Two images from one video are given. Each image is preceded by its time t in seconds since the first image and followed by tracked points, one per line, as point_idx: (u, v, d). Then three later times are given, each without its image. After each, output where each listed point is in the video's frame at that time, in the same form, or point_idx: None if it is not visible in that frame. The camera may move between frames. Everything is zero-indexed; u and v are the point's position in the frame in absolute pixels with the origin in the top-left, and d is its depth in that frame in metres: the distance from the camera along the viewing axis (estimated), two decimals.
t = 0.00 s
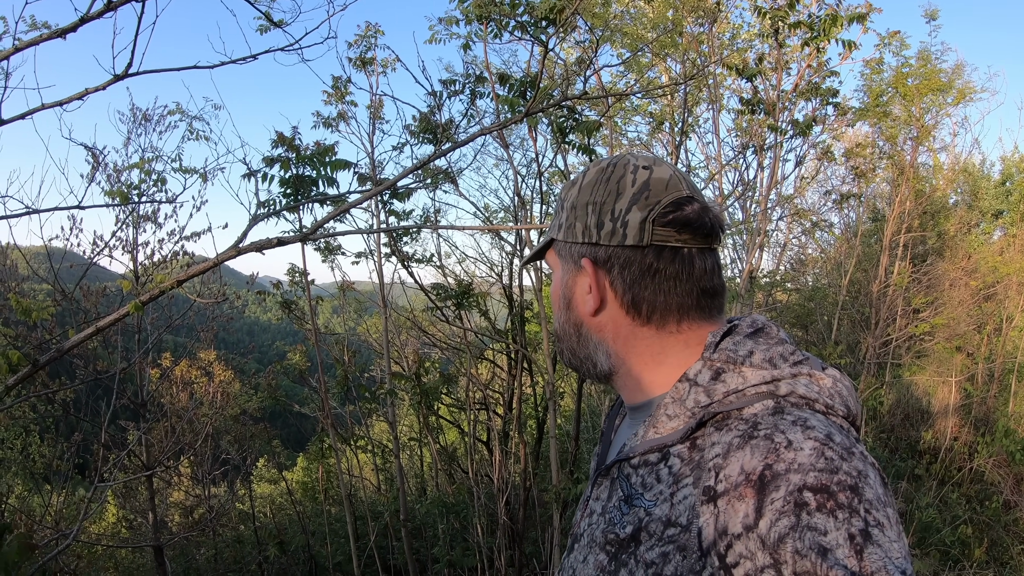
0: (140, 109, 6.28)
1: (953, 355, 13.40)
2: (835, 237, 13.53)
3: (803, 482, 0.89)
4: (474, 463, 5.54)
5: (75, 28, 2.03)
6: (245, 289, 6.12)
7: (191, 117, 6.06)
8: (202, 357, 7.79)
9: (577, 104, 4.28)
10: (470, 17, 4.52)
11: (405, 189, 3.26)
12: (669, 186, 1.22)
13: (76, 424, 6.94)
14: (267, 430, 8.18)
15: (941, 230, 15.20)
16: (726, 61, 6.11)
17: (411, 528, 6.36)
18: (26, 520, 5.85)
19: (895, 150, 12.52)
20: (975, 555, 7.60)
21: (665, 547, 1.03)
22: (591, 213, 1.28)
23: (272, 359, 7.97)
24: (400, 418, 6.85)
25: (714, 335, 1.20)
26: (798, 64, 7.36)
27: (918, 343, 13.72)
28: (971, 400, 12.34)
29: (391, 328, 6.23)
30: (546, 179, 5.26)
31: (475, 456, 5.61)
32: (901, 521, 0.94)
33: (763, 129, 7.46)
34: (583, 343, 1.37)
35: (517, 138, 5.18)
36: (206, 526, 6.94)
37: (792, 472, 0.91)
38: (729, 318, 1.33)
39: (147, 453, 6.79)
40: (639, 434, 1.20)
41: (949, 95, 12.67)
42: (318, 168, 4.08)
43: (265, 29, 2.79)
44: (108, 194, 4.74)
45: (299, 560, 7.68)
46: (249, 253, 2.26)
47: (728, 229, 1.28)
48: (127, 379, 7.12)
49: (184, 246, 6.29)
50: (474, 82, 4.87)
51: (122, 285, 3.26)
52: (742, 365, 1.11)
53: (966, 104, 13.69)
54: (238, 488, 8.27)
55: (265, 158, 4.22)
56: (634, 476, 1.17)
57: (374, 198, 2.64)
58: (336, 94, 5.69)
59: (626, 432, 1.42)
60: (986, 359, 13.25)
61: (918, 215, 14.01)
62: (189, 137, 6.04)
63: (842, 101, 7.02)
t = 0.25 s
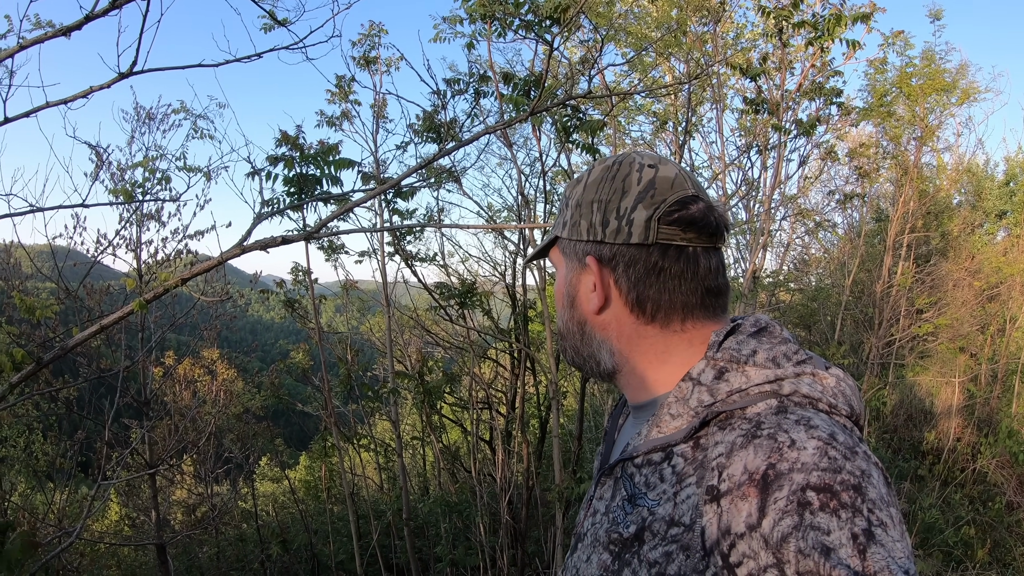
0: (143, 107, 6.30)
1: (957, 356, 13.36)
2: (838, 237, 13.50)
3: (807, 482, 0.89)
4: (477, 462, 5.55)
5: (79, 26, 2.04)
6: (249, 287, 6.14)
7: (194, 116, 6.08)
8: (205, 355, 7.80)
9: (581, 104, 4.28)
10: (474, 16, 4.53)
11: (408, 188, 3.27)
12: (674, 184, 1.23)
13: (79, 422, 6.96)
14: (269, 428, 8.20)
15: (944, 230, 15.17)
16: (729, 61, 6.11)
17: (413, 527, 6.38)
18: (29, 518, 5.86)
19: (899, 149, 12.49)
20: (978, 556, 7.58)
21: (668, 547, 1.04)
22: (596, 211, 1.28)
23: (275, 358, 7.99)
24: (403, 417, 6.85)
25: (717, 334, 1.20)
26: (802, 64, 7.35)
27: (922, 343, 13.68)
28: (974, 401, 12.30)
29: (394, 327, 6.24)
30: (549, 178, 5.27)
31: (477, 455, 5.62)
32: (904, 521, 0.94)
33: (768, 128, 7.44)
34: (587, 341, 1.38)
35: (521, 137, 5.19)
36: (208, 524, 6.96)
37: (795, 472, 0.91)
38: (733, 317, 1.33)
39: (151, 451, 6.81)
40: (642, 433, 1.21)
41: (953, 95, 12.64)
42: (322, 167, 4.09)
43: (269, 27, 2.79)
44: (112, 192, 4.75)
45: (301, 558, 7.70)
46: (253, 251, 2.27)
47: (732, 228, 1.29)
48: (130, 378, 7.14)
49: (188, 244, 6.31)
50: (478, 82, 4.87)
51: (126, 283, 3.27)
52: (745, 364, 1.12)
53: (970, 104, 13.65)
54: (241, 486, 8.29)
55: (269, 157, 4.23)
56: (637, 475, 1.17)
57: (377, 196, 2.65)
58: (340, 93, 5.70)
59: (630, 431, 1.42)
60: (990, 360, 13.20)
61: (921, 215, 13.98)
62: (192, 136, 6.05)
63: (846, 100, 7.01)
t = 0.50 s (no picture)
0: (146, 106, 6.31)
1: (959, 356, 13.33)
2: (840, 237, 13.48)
3: (813, 482, 0.89)
4: (479, 461, 5.55)
5: (83, 24, 2.04)
6: (251, 286, 6.14)
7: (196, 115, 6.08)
8: (207, 353, 7.81)
9: (584, 103, 4.28)
10: (478, 15, 4.53)
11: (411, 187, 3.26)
12: (681, 184, 1.23)
13: (81, 420, 6.96)
14: (271, 427, 8.21)
15: (947, 231, 15.15)
16: (732, 61, 6.10)
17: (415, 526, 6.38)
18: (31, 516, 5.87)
19: (902, 150, 12.47)
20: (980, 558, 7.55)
21: (674, 547, 1.04)
22: (603, 210, 1.28)
23: (276, 357, 7.99)
24: (405, 416, 6.86)
25: (722, 334, 1.20)
26: (804, 64, 7.34)
27: (924, 344, 13.65)
28: (977, 402, 12.27)
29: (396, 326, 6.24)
30: (552, 177, 5.27)
31: (479, 454, 5.62)
32: (910, 522, 0.94)
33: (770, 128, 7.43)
34: (592, 340, 1.38)
35: (523, 137, 5.18)
36: (210, 522, 6.97)
37: (801, 472, 0.91)
38: (738, 317, 1.33)
39: (153, 449, 6.81)
40: (647, 434, 1.21)
41: (956, 96, 12.61)
42: (324, 166, 4.08)
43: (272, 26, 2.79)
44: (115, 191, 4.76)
45: (302, 556, 7.70)
46: (257, 249, 2.27)
47: (738, 228, 1.29)
48: (132, 376, 7.15)
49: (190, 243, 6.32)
50: (480, 81, 4.87)
51: (129, 281, 3.27)
52: (752, 364, 1.12)
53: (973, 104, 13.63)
54: (243, 484, 8.29)
55: (272, 155, 4.23)
56: (643, 475, 1.17)
57: (381, 195, 2.65)
58: (342, 92, 5.71)
59: (636, 431, 1.42)
60: (992, 361, 13.17)
61: (924, 215, 13.95)
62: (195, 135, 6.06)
63: (848, 100, 7.00)
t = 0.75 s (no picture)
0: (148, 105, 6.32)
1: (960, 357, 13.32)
2: (841, 236, 13.49)
3: (814, 484, 0.89)
4: (479, 460, 5.56)
5: (84, 23, 2.04)
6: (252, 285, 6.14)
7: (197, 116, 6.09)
8: (209, 352, 7.82)
9: (585, 103, 4.27)
10: (479, 15, 4.52)
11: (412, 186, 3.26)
12: (682, 184, 1.23)
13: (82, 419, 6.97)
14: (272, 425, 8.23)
15: (948, 232, 15.14)
16: (733, 61, 6.09)
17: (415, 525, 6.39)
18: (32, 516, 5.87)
19: (903, 150, 12.46)
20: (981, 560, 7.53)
21: (675, 548, 1.04)
22: (604, 210, 1.28)
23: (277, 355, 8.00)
24: (405, 415, 6.86)
25: (723, 335, 1.20)
26: (806, 64, 7.34)
27: (925, 345, 13.64)
28: (978, 404, 12.26)
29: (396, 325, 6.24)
30: (553, 176, 5.27)
31: (480, 453, 5.63)
32: (912, 524, 0.94)
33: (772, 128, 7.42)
34: (593, 341, 1.38)
35: (525, 135, 5.18)
36: (211, 521, 6.97)
37: (802, 473, 0.91)
38: (738, 318, 1.33)
39: (154, 448, 6.82)
40: (649, 435, 1.21)
41: (958, 98, 12.60)
42: (326, 165, 4.09)
43: (274, 26, 2.79)
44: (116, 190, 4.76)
45: (302, 556, 7.71)
46: (257, 248, 2.27)
47: (738, 229, 1.29)
48: (133, 375, 7.15)
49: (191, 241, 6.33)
50: (482, 80, 4.87)
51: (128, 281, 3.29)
52: (753, 366, 1.12)
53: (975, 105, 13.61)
54: (243, 483, 8.30)
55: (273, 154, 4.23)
56: (644, 477, 1.17)
57: (383, 193, 2.65)
58: (344, 91, 5.71)
59: (637, 432, 1.42)
60: (993, 362, 13.16)
61: (925, 216, 13.94)
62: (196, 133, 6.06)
63: (850, 101, 6.99)
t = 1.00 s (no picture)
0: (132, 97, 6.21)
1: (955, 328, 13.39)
2: (835, 208, 13.47)
3: (819, 476, 0.88)
4: (479, 442, 5.58)
5: (59, 24, 1.98)
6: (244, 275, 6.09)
7: (181, 107, 5.99)
8: (204, 343, 7.78)
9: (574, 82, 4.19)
10: None
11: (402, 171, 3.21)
12: (688, 174, 1.21)
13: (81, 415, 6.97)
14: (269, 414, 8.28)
15: (942, 203, 15.13)
16: (723, 36, 5.99)
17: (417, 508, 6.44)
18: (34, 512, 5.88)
19: (896, 122, 12.39)
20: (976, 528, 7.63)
21: (678, 541, 1.03)
22: (607, 199, 1.25)
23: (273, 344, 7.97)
24: (404, 399, 6.86)
25: (725, 325, 1.18)
26: (797, 36, 7.24)
27: (919, 316, 13.70)
28: (972, 373, 12.35)
29: (392, 309, 6.21)
30: (544, 156, 5.20)
31: (479, 436, 5.65)
32: (917, 514, 0.92)
33: (763, 101, 7.36)
34: (593, 332, 1.35)
35: (514, 115, 5.10)
36: (212, 512, 7.00)
37: (807, 465, 0.89)
38: (738, 309, 1.32)
39: (153, 441, 6.82)
40: (649, 427, 1.20)
41: (951, 67, 12.48)
42: (314, 151, 4.02)
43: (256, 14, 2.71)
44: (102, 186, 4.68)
45: (305, 542, 7.76)
46: (245, 243, 2.23)
47: (740, 221, 1.29)
48: (130, 369, 7.13)
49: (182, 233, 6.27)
50: (469, 60, 4.78)
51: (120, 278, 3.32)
52: (755, 356, 1.10)
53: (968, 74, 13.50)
54: (244, 472, 8.33)
55: (260, 143, 4.16)
56: (645, 469, 1.16)
57: (372, 180, 2.60)
58: (330, 75, 5.61)
59: (637, 423, 1.41)
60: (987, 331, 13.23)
61: (918, 187, 13.91)
62: (182, 124, 5.96)
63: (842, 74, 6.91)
